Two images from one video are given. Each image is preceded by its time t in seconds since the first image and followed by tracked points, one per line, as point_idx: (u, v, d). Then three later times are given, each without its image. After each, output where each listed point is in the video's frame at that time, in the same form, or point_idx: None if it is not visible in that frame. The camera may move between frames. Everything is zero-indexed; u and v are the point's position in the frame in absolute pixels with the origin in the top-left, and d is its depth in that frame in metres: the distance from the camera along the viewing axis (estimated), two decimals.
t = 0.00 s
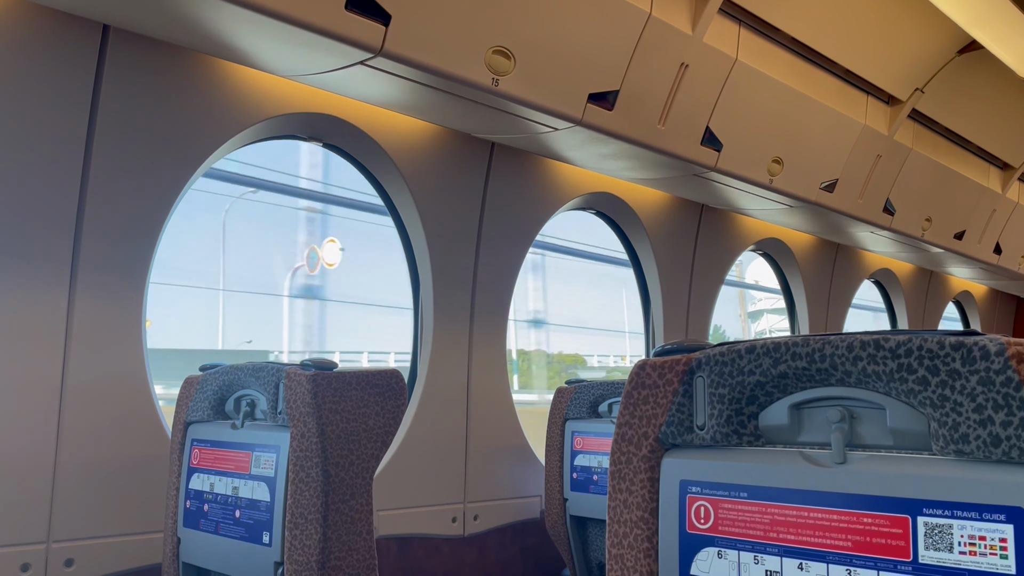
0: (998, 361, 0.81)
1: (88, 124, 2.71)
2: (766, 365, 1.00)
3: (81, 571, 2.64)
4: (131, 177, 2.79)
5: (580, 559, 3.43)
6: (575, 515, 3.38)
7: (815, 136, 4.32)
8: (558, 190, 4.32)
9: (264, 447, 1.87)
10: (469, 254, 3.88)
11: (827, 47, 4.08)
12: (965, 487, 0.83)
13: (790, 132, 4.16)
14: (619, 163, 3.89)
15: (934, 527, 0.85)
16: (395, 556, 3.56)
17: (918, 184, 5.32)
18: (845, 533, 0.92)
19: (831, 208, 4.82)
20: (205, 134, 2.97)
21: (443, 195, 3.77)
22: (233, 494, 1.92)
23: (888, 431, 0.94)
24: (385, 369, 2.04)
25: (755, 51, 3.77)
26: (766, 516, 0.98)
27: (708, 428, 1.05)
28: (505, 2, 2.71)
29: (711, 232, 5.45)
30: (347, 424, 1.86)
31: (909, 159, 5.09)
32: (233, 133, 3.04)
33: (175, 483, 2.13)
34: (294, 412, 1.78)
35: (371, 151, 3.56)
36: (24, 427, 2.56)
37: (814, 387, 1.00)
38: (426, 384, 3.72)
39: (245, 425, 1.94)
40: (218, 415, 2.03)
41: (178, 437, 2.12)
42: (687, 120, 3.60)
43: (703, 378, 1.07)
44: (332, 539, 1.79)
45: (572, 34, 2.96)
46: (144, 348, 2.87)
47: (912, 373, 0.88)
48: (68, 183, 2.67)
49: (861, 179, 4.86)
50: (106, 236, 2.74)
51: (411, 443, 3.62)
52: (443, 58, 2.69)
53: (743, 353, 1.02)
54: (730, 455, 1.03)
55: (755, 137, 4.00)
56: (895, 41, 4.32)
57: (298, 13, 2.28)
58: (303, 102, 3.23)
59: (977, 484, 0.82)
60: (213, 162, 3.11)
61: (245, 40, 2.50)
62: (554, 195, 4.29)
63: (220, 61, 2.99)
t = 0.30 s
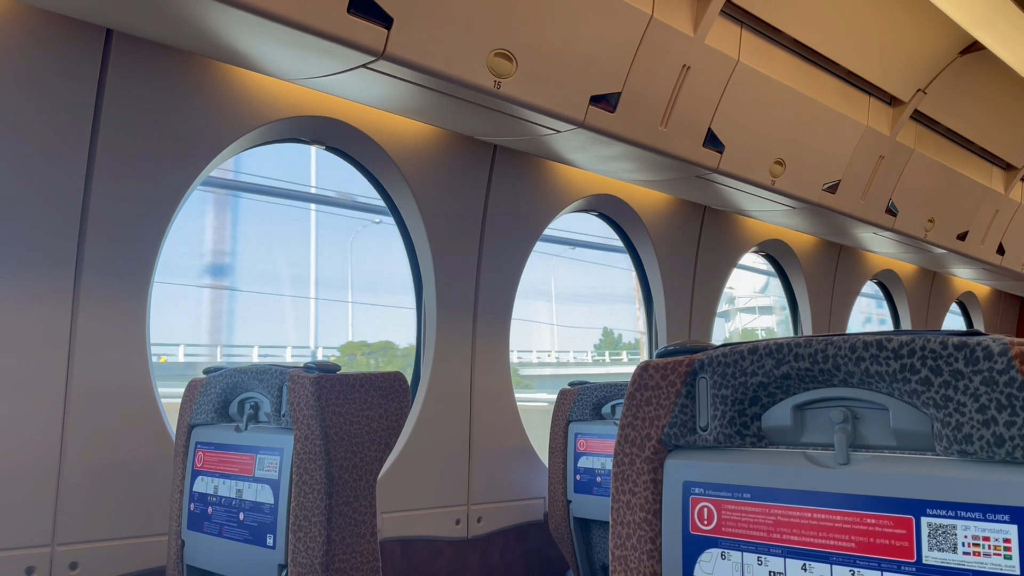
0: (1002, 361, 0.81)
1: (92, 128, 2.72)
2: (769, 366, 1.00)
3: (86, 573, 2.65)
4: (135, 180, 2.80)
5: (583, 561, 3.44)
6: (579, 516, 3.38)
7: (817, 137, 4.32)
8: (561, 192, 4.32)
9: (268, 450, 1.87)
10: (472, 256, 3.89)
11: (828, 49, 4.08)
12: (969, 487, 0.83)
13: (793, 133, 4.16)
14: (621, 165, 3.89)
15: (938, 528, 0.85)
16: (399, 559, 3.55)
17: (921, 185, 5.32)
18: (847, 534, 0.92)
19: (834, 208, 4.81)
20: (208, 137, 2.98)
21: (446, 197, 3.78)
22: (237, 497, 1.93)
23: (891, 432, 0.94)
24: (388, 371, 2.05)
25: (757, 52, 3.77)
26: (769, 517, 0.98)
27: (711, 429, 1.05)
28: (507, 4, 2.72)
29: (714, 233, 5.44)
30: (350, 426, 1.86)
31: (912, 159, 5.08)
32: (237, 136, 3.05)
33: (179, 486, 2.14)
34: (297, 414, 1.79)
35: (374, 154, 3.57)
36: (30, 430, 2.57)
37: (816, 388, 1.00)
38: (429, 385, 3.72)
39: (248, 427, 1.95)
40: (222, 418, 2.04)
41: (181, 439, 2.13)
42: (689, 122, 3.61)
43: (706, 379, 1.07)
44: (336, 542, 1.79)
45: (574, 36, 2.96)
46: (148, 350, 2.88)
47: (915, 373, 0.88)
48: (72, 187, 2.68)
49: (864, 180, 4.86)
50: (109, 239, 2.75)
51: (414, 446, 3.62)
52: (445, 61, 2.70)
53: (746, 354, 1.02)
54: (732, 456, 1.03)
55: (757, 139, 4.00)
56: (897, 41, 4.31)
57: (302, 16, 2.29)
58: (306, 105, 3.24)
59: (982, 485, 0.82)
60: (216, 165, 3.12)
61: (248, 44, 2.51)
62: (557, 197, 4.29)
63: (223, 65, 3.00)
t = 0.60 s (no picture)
0: (1006, 363, 0.81)
1: (96, 130, 2.72)
2: (773, 368, 1.00)
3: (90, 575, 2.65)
4: (138, 183, 2.81)
5: (587, 564, 3.43)
6: (582, 519, 3.37)
7: (819, 139, 4.32)
8: (563, 194, 4.32)
9: (271, 452, 1.87)
10: (475, 258, 3.89)
11: (831, 51, 4.08)
12: (973, 489, 0.83)
13: (795, 135, 4.16)
14: (624, 167, 3.89)
15: (942, 530, 0.85)
16: (401, 561, 3.55)
17: (924, 187, 5.31)
18: (851, 536, 0.92)
19: (836, 210, 4.81)
20: (212, 139, 2.99)
21: (449, 199, 3.78)
22: (240, 498, 1.93)
23: (896, 434, 0.94)
24: (391, 374, 2.05)
25: (759, 55, 3.77)
26: (774, 519, 0.98)
27: (715, 431, 1.05)
28: (510, 7, 2.73)
29: (716, 235, 5.44)
30: (353, 428, 1.86)
31: (914, 161, 5.08)
32: (240, 138, 3.06)
33: (181, 487, 2.13)
34: (300, 417, 1.79)
35: (377, 155, 3.57)
36: (34, 432, 2.57)
37: (821, 390, 1.00)
38: (431, 388, 3.72)
39: (251, 429, 1.95)
40: (224, 420, 2.04)
41: (184, 441, 2.13)
42: (692, 124, 3.61)
43: (709, 381, 1.07)
44: (339, 543, 1.79)
45: (577, 39, 2.97)
46: (151, 352, 2.88)
47: (919, 375, 0.87)
48: (75, 189, 2.68)
49: (866, 182, 4.85)
50: (113, 241, 2.76)
51: (416, 448, 3.61)
52: (449, 64, 2.70)
53: (750, 356, 1.02)
54: (737, 458, 1.03)
55: (759, 141, 4.00)
56: (899, 44, 4.31)
57: (307, 19, 2.30)
58: (308, 108, 3.24)
59: (986, 486, 0.82)
60: (219, 167, 3.12)
61: (252, 47, 2.52)
62: (559, 199, 4.29)
63: (226, 67, 3.01)
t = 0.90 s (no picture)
0: (994, 365, 0.81)
1: (91, 131, 2.73)
2: (764, 369, 1.01)
3: None
4: (134, 184, 2.81)
5: (581, 564, 3.44)
6: (576, 520, 3.38)
7: (814, 141, 4.33)
8: (558, 196, 4.33)
9: (266, 453, 1.88)
10: (470, 260, 3.89)
11: (825, 53, 4.09)
12: (962, 490, 0.83)
13: (790, 136, 4.17)
14: (619, 169, 3.90)
15: (932, 530, 0.85)
16: (397, 562, 3.56)
17: (919, 188, 5.33)
18: (842, 537, 0.92)
19: (832, 212, 4.82)
20: (207, 141, 2.99)
21: (444, 201, 3.79)
22: (235, 500, 1.93)
23: (885, 435, 0.94)
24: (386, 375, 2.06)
25: (753, 57, 3.79)
26: (765, 519, 0.99)
27: (707, 432, 1.06)
28: (505, 9, 2.73)
29: (712, 237, 5.45)
30: (348, 430, 1.86)
31: (910, 163, 5.09)
32: (235, 140, 3.06)
33: (177, 489, 2.14)
34: (294, 418, 1.80)
35: (372, 158, 3.58)
36: (29, 433, 2.57)
37: (811, 391, 1.01)
38: (426, 390, 3.73)
39: (247, 431, 1.95)
40: (219, 421, 2.04)
41: (179, 443, 2.13)
42: (687, 126, 3.62)
43: (701, 382, 1.07)
44: (334, 545, 1.80)
45: (571, 41, 2.97)
46: (147, 353, 2.88)
47: (908, 377, 0.88)
48: (72, 191, 2.69)
49: (861, 183, 4.86)
50: (109, 243, 2.76)
51: (411, 449, 3.62)
52: (444, 65, 2.71)
53: (740, 357, 1.03)
54: (728, 459, 1.04)
55: (754, 143, 4.00)
56: (893, 46, 4.33)
57: (301, 21, 2.30)
58: (304, 110, 3.25)
59: (975, 487, 0.82)
60: (216, 169, 3.13)
61: (247, 48, 2.52)
62: (554, 201, 4.30)
63: (222, 69, 3.02)
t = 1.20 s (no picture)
0: (985, 364, 0.81)
1: (79, 130, 2.71)
2: (756, 368, 1.00)
3: None
4: (121, 184, 2.79)
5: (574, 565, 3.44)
6: (569, 520, 3.38)
7: (804, 142, 4.34)
8: (549, 196, 4.33)
9: (256, 454, 1.87)
10: (462, 260, 3.89)
11: (814, 54, 4.10)
12: (953, 490, 0.83)
13: (781, 137, 4.18)
14: (610, 169, 3.90)
15: (923, 530, 0.85)
16: (388, 563, 3.54)
17: (908, 189, 5.35)
18: (834, 536, 0.92)
19: (822, 212, 4.84)
20: (197, 141, 2.97)
21: (435, 201, 3.78)
22: (225, 502, 1.91)
23: (877, 434, 0.94)
24: (377, 376, 2.05)
25: (742, 57, 3.80)
26: (757, 519, 0.99)
27: (699, 432, 1.06)
28: (496, 9, 2.73)
29: (703, 237, 5.46)
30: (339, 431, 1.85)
31: (899, 163, 5.12)
32: (225, 139, 3.05)
33: (167, 491, 2.12)
34: (285, 420, 1.79)
35: (362, 157, 3.57)
36: (15, 435, 2.55)
37: (803, 391, 1.01)
38: (418, 390, 3.72)
39: (237, 432, 1.94)
40: (209, 423, 2.03)
41: (170, 444, 2.12)
42: (677, 126, 3.62)
43: (693, 382, 1.07)
44: (324, 547, 1.78)
45: (562, 41, 2.97)
46: (136, 354, 2.86)
47: (900, 376, 0.88)
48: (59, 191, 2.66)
49: (850, 184, 4.88)
50: (96, 243, 2.74)
51: (403, 450, 3.61)
52: (433, 65, 2.70)
53: (733, 357, 1.02)
54: (720, 458, 1.04)
55: (744, 143, 4.01)
56: (882, 46, 4.34)
57: (289, 19, 2.29)
58: (293, 110, 3.23)
59: (966, 487, 0.82)
60: (205, 169, 3.11)
61: (235, 48, 2.51)
62: (546, 201, 4.30)
63: (210, 68, 3.00)
